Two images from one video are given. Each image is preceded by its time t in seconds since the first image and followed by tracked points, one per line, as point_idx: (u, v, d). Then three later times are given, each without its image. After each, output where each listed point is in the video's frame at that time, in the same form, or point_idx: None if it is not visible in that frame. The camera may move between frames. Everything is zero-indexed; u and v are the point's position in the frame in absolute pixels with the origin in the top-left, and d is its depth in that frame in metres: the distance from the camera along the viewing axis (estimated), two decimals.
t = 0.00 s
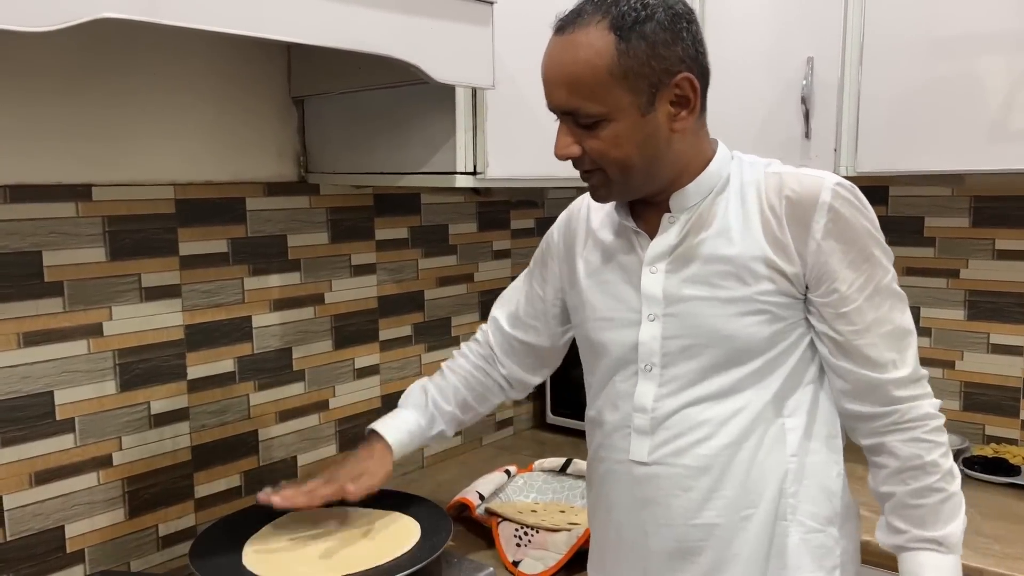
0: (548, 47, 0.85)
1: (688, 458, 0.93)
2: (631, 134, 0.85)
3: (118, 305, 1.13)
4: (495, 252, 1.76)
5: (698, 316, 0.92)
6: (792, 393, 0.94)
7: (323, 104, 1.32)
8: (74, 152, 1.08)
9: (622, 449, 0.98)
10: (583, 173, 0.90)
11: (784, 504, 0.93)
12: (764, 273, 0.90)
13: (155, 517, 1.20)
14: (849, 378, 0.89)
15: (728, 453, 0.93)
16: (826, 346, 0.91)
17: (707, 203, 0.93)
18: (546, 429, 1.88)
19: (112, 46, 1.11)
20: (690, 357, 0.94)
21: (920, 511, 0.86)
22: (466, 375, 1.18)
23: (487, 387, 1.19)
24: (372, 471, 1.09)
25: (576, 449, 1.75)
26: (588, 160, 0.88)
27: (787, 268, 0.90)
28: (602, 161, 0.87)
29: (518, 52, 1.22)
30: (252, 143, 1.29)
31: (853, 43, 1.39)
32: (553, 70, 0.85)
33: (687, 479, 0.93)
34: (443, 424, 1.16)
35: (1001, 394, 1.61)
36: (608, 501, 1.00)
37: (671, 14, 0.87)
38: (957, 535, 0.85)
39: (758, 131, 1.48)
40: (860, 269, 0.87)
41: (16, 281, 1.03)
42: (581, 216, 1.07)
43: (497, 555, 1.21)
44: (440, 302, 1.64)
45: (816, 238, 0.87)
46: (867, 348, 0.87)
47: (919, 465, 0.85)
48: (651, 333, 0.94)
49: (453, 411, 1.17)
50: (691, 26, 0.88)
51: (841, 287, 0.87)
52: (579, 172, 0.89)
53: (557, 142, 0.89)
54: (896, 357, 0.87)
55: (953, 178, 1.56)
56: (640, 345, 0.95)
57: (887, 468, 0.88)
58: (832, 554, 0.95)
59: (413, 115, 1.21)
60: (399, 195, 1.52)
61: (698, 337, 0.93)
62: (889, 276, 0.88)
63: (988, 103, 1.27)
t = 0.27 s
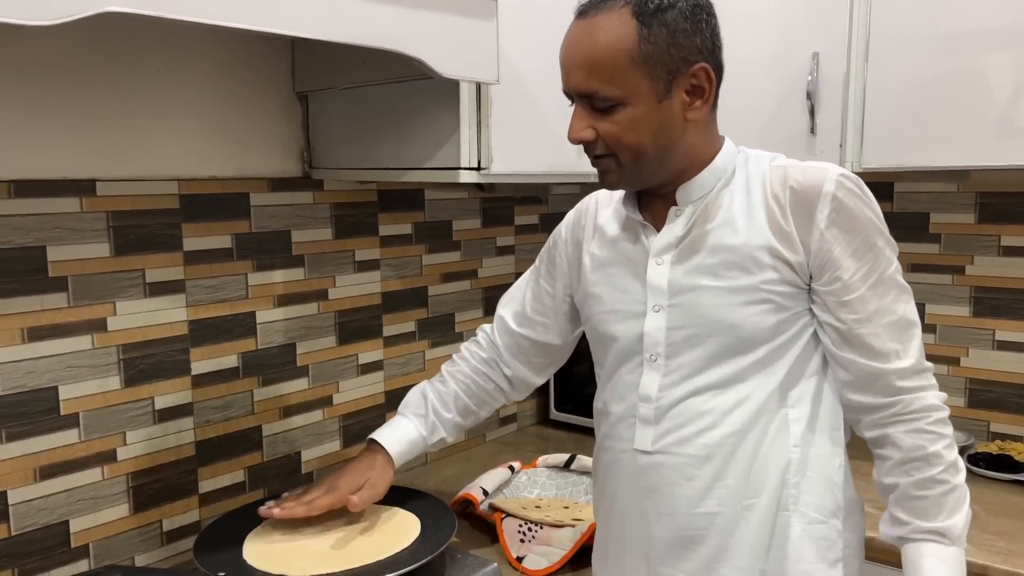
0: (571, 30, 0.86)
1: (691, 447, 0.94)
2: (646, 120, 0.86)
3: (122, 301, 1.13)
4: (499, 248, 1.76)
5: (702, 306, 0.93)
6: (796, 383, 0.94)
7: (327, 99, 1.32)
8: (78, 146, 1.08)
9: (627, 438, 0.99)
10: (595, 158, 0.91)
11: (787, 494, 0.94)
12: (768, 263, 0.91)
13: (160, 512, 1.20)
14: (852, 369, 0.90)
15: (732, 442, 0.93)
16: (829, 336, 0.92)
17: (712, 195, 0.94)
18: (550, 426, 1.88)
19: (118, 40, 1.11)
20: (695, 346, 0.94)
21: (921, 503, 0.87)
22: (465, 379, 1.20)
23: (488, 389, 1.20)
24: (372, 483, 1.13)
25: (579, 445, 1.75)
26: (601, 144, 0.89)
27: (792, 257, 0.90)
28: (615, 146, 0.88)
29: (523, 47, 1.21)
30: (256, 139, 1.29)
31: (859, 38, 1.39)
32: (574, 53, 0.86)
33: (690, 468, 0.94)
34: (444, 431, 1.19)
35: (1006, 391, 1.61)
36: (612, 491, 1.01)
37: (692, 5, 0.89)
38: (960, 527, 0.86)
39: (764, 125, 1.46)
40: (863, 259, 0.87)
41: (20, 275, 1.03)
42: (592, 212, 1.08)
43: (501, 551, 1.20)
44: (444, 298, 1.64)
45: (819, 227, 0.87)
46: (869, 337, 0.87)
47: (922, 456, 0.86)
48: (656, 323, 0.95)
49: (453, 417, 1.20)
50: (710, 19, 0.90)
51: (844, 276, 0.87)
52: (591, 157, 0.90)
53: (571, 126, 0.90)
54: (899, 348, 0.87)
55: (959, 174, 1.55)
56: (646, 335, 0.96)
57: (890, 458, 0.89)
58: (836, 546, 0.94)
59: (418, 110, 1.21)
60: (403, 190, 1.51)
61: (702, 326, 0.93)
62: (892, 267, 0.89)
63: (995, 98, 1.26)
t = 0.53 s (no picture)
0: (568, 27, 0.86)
1: (700, 435, 0.95)
2: (646, 110, 0.86)
3: (124, 293, 1.13)
4: (502, 241, 1.76)
5: (709, 295, 0.94)
6: (801, 370, 0.96)
7: (330, 91, 1.32)
8: (80, 138, 1.08)
9: (637, 428, 1.00)
10: (597, 151, 0.90)
11: (795, 479, 0.95)
12: (773, 252, 0.92)
13: (163, 504, 1.20)
14: (859, 352, 0.90)
15: (740, 429, 0.94)
16: (835, 321, 0.92)
17: (715, 186, 0.94)
18: (553, 420, 1.88)
19: (120, 31, 1.11)
20: (703, 335, 0.95)
21: (936, 486, 0.86)
22: (466, 377, 1.20)
23: (489, 386, 1.20)
24: (375, 483, 1.12)
25: (582, 439, 1.75)
26: (602, 137, 0.88)
27: (796, 246, 0.91)
28: (616, 138, 0.88)
29: (526, 40, 1.21)
30: (259, 132, 1.29)
31: (864, 30, 1.38)
32: (572, 49, 0.86)
33: (699, 455, 0.95)
34: (446, 429, 1.18)
35: (1010, 386, 1.60)
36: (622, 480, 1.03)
37: None
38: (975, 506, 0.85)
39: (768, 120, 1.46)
40: (866, 245, 0.88)
41: (23, 267, 1.03)
42: (594, 208, 1.08)
43: (503, 544, 1.21)
44: (447, 292, 1.64)
45: (822, 215, 0.88)
46: (875, 321, 0.88)
47: (933, 439, 0.85)
48: (663, 314, 0.96)
49: (455, 415, 1.19)
50: (706, 11, 0.90)
51: (848, 262, 0.88)
52: (593, 150, 0.90)
53: (572, 120, 0.90)
54: (905, 331, 0.87)
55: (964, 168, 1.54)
56: (653, 326, 0.97)
57: (901, 443, 0.88)
58: (845, 531, 0.96)
59: (420, 103, 1.20)
60: (405, 184, 1.51)
61: (709, 316, 0.94)
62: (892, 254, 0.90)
63: (1001, 91, 1.25)
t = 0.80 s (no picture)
0: (598, 20, 1.02)
1: (659, 417, 1.02)
2: (655, 91, 1.00)
3: (153, 292, 1.29)
4: (499, 250, 1.90)
5: (667, 289, 1.02)
6: (754, 360, 1.03)
7: (336, 114, 1.47)
8: (119, 157, 1.25)
9: (602, 411, 1.07)
10: (604, 121, 1.00)
11: (747, 459, 1.02)
12: (724, 252, 1.01)
13: (185, 480, 1.36)
14: (780, 350, 0.99)
15: (695, 413, 1.01)
16: (766, 321, 1.00)
17: (673, 196, 1.05)
18: (549, 418, 2.01)
19: (155, 64, 1.28)
20: (661, 326, 1.03)
21: (830, 484, 0.95)
22: (469, 379, 1.33)
23: (489, 390, 1.33)
24: (385, 474, 1.24)
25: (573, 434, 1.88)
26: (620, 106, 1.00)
27: (743, 248, 1.00)
28: (633, 109, 0.99)
29: (503, 68, 1.38)
30: (274, 150, 1.45)
31: (823, 55, 1.50)
32: (601, 34, 1.01)
33: (658, 435, 1.02)
34: (452, 423, 1.31)
35: (975, 386, 1.70)
36: (587, 461, 1.09)
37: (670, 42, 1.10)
38: (862, 505, 0.94)
39: (741, 137, 1.59)
40: (800, 251, 0.96)
41: (67, 268, 1.20)
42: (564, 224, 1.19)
43: (486, 518, 1.40)
44: (447, 296, 1.78)
45: (766, 218, 0.97)
46: (798, 321, 0.96)
47: (832, 441, 0.95)
48: (626, 307, 1.05)
49: (459, 411, 1.32)
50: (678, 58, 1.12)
51: (779, 264, 0.97)
52: (603, 120, 1.00)
53: (590, 90, 1.00)
54: (823, 332, 0.95)
55: (927, 181, 1.65)
56: (617, 317, 1.05)
57: (806, 442, 0.98)
58: (788, 506, 1.04)
59: (414, 124, 1.36)
60: (407, 197, 1.66)
61: (667, 309, 1.02)
62: (829, 259, 0.97)
63: (943, 110, 1.37)
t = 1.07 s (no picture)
0: (631, 14, 1.03)
1: (652, 418, 1.02)
2: (681, 91, 1.03)
3: (149, 293, 1.30)
4: (495, 251, 1.90)
5: (662, 291, 1.03)
6: (747, 362, 1.03)
7: (332, 115, 1.48)
8: (114, 158, 1.25)
9: (595, 412, 1.08)
10: (635, 105, 1.00)
11: (738, 460, 1.02)
12: (719, 255, 1.01)
13: (180, 481, 1.36)
14: (780, 350, 0.99)
15: (688, 415, 1.01)
16: (763, 324, 1.00)
17: (669, 198, 1.05)
18: (545, 418, 2.02)
19: (151, 65, 1.28)
20: (656, 328, 1.03)
21: (838, 487, 0.95)
22: (465, 366, 1.33)
23: (484, 378, 1.32)
24: (384, 450, 1.24)
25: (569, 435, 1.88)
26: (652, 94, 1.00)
27: (737, 250, 1.00)
28: (663, 99, 1.00)
29: (499, 69, 1.39)
30: (270, 151, 1.46)
31: (816, 56, 1.51)
32: (636, 25, 1.02)
33: (651, 437, 1.02)
34: (446, 407, 1.29)
35: (969, 386, 1.71)
36: (579, 461, 1.10)
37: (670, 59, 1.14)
38: (870, 506, 0.94)
39: (736, 138, 1.60)
40: (796, 254, 0.96)
41: (63, 269, 1.20)
42: (557, 223, 1.19)
43: (482, 518, 1.41)
44: (443, 297, 1.78)
45: (762, 222, 0.97)
46: (796, 323, 0.96)
47: (835, 445, 0.95)
48: (620, 308, 1.05)
49: (454, 396, 1.31)
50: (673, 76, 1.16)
51: (775, 267, 0.96)
52: (634, 104, 1.00)
53: (624, 74, 1.00)
54: (821, 335, 0.96)
55: (921, 182, 1.66)
56: (611, 318, 1.06)
57: (811, 447, 0.98)
58: (781, 507, 1.04)
59: (409, 126, 1.36)
60: (403, 198, 1.67)
61: (661, 310, 1.03)
62: (823, 263, 0.98)
63: (936, 111, 1.38)
